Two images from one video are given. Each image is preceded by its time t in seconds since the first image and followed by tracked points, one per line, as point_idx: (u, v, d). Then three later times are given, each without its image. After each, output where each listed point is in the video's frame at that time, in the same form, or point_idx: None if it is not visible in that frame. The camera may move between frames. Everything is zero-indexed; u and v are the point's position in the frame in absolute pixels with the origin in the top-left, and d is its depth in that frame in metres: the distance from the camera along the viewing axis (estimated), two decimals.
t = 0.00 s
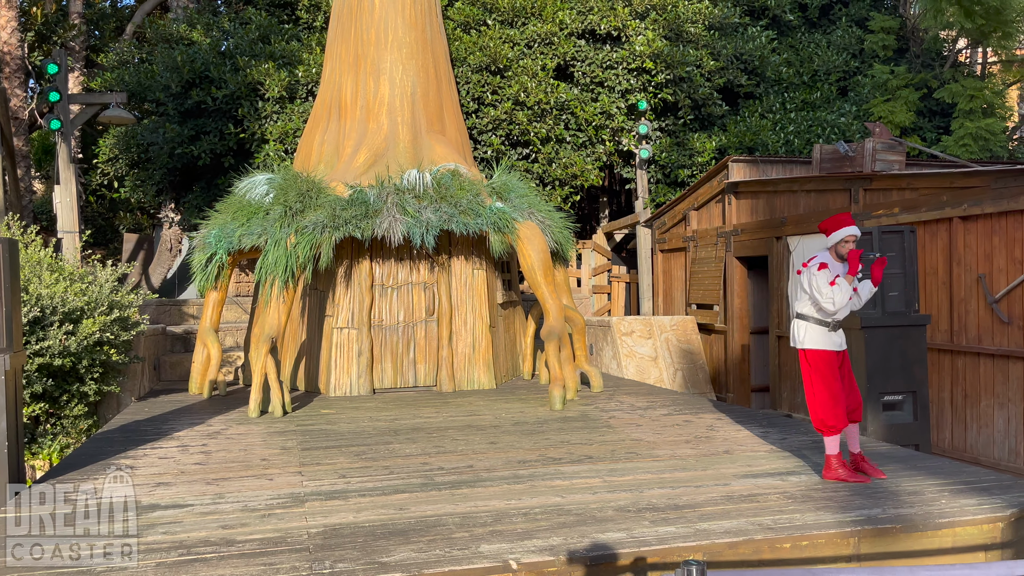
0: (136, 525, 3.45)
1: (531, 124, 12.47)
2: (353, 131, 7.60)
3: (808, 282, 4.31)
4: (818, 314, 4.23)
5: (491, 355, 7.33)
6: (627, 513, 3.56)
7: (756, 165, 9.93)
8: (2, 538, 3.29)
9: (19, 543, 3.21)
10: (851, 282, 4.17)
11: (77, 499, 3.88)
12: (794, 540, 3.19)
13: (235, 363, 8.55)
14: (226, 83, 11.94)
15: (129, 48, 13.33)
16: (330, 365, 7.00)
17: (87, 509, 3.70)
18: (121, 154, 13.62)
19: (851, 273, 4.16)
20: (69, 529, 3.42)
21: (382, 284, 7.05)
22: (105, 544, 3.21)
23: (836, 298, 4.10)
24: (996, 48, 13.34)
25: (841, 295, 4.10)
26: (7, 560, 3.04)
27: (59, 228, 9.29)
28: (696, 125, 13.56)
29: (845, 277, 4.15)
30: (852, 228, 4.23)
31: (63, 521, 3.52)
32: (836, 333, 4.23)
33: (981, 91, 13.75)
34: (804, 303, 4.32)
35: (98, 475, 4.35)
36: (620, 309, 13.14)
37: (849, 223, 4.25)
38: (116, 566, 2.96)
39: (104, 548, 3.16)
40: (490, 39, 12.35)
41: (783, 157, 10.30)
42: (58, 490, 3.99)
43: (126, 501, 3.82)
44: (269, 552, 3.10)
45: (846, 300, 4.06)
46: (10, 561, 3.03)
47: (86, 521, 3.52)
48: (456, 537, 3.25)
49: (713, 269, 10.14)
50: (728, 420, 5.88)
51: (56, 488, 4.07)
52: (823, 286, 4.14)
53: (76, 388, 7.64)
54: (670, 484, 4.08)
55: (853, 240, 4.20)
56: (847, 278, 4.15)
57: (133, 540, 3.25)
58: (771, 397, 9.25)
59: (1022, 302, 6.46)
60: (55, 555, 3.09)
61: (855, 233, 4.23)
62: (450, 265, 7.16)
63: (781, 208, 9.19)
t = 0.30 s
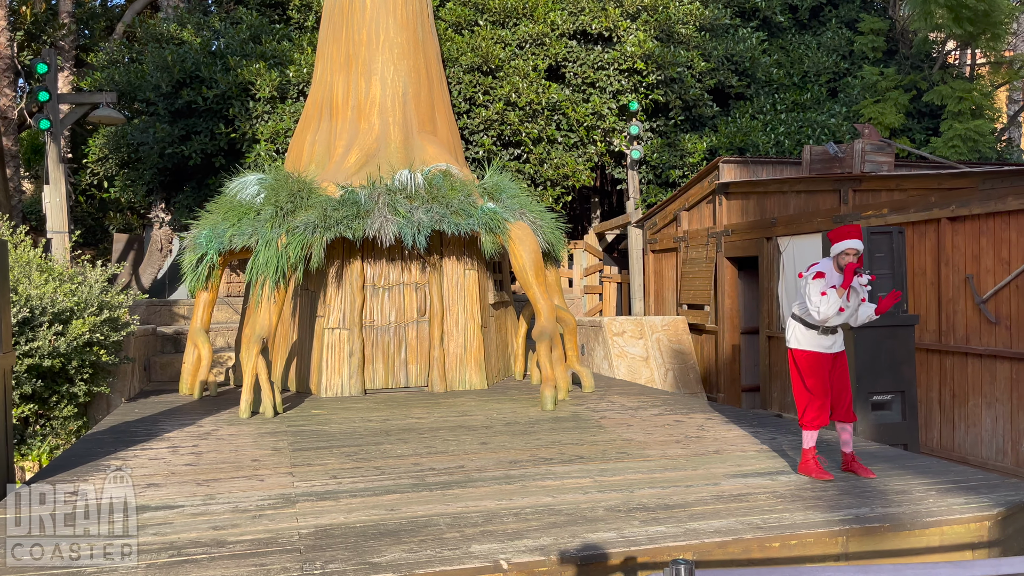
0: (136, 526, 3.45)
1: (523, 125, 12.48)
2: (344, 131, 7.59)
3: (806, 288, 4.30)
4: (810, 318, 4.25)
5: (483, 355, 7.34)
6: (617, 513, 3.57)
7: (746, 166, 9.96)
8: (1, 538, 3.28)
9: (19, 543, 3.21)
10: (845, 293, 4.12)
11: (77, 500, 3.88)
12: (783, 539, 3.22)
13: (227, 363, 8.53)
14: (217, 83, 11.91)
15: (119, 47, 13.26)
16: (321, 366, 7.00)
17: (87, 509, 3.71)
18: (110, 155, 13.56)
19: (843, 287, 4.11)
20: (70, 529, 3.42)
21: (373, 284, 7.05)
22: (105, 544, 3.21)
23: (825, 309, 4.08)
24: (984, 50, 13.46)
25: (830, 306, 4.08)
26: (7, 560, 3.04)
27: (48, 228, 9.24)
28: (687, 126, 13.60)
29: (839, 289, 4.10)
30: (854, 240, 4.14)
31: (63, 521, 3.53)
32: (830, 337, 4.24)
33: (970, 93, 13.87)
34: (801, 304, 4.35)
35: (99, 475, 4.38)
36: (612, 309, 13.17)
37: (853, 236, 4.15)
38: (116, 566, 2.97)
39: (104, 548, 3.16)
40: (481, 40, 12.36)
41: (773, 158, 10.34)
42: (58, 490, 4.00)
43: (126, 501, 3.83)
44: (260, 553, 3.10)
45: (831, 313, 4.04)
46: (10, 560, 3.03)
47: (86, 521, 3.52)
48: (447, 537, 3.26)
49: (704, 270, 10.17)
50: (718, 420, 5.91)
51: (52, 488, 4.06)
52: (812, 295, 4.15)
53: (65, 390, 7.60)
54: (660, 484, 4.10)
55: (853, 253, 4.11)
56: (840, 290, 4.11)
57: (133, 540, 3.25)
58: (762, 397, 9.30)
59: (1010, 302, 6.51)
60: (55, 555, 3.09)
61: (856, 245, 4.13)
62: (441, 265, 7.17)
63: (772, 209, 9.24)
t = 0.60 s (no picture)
0: (136, 526, 3.45)
1: (517, 125, 12.49)
2: (338, 131, 7.58)
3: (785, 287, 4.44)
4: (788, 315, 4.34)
5: (477, 355, 7.34)
6: (612, 513, 3.58)
7: (740, 166, 9.98)
8: (2, 537, 3.27)
9: (19, 543, 3.21)
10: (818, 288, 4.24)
11: (77, 500, 3.88)
12: (777, 539, 3.23)
13: (220, 364, 8.51)
14: (210, 82, 11.88)
15: (111, 47, 13.21)
16: (315, 366, 6.98)
17: (88, 509, 3.71)
18: (103, 154, 13.51)
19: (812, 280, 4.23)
20: (70, 529, 3.41)
21: (367, 284, 7.04)
22: (105, 544, 3.20)
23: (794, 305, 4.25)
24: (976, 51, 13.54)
25: (800, 302, 4.24)
26: (7, 560, 3.03)
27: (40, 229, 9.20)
28: (681, 126, 13.62)
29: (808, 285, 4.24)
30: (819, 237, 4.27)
31: (62, 521, 3.52)
32: (808, 337, 4.29)
33: (962, 94, 13.94)
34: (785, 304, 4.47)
35: (98, 475, 4.37)
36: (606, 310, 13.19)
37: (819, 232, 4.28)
38: (116, 566, 2.96)
39: (105, 548, 3.16)
40: (475, 40, 12.36)
41: (767, 158, 10.37)
42: (59, 490, 4.00)
43: (126, 501, 3.83)
44: (255, 554, 3.09)
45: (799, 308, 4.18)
46: (10, 561, 3.03)
47: (87, 520, 3.52)
48: (442, 538, 3.26)
49: (698, 270, 10.20)
50: (712, 419, 5.92)
51: (49, 488, 4.05)
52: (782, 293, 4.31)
53: (58, 390, 7.57)
54: (655, 484, 4.11)
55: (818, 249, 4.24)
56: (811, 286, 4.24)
57: (133, 540, 3.24)
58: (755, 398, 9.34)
59: (1002, 303, 6.54)
60: (55, 555, 3.09)
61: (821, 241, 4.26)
62: (435, 265, 7.16)
63: (765, 209, 9.26)
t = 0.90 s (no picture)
0: (136, 526, 3.44)
1: (513, 125, 12.48)
2: (334, 131, 7.57)
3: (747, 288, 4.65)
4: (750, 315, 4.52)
5: (474, 355, 7.33)
6: (609, 513, 3.57)
7: (736, 166, 9.98)
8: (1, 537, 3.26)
9: (19, 543, 3.20)
10: (768, 291, 4.39)
11: (76, 499, 3.87)
12: (774, 538, 3.23)
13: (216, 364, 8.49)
14: (206, 82, 11.86)
15: (107, 46, 13.17)
16: (311, 366, 6.97)
17: (88, 509, 3.70)
18: (98, 154, 13.48)
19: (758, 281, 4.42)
20: (69, 529, 3.40)
21: (364, 284, 7.04)
22: (105, 544, 3.19)
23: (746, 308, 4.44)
24: (971, 52, 13.58)
25: (747, 302, 4.43)
26: (7, 560, 3.02)
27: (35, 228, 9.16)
28: (677, 126, 13.63)
29: (759, 287, 4.42)
30: (764, 239, 4.43)
31: (62, 521, 3.51)
32: (766, 337, 4.36)
33: (958, 95, 13.98)
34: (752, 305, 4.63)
35: (97, 475, 4.36)
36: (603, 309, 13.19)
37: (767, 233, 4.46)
38: (116, 566, 2.95)
39: (105, 548, 3.15)
40: (471, 40, 12.34)
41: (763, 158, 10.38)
42: (60, 490, 4.00)
43: (126, 501, 3.82)
44: (251, 554, 3.08)
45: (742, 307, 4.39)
46: (9, 560, 3.02)
47: (86, 520, 3.51)
48: (440, 538, 3.25)
49: (694, 270, 10.20)
50: (708, 419, 5.92)
51: (47, 489, 4.04)
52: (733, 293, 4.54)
53: (53, 390, 7.54)
54: (652, 483, 4.11)
55: (762, 252, 4.42)
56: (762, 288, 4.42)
57: (134, 541, 3.23)
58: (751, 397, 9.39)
59: (997, 303, 6.55)
60: (56, 555, 3.08)
61: (765, 244, 4.42)
62: (432, 265, 7.17)
63: (762, 209, 9.28)
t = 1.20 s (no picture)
0: (136, 526, 3.44)
1: (512, 125, 12.48)
2: (333, 131, 7.57)
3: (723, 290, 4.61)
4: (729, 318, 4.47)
5: (473, 355, 7.34)
6: (607, 512, 3.58)
7: (735, 166, 9.98)
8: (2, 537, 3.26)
9: (19, 543, 3.19)
10: (736, 290, 4.36)
11: (76, 500, 3.87)
12: (772, 537, 3.23)
13: (214, 364, 8.50)
14: (205, 82, 11.86)
15: (106, 46, 13.17)
16: (310, 366, 6.98)
17: (89, 509, 3.71)
18: (97, 154, 13.49)
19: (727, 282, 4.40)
20: (69, 529, 3.40)
21: (362, 284, 7.04)
22: (104, 544, 3.19)
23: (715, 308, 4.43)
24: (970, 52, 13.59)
25: (718, 304, 4.42)
26: (7, 560, 3.02)
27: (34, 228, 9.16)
28: (676, 126, 13.64)
29: (727, 287, 4.40)
30: (731, 237, 4.39)
31: (62, 521, 3.51)
32: (738, 334, 4.35)
33: (957, 95, 13.98)
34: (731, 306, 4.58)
35: (95, 475, 4.35)
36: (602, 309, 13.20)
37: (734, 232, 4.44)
38: (115, 566, 2.95)
39: (104, 548, 3.14)
40: (470, 40, 12.34)
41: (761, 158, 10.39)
42: (60, 490, 4.00)
43: (126, 502, 3.82)
44: (248, 554, 3.09)
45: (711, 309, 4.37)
46: (9, 560, 3.01)
47: (86, 520, 3.51)
48: (437, 537, 3.26)
49: (693, 270, 10.22)
50: (706, 419, 5.93)
51: (44, 489, 4.03)
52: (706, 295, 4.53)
53: (52, 390, 7.53)
54: (649, 483, 4.11)
55: (728, 251, 4.41)
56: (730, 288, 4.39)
57: (134, 541, 3.23)
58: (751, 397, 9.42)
59: (995, 302, 6.55)
60: (56, 555, 3.07)
61: (731, 242, 4.38)
62: (431, 265, 7.17)
63: (760, 208, 9.29)
